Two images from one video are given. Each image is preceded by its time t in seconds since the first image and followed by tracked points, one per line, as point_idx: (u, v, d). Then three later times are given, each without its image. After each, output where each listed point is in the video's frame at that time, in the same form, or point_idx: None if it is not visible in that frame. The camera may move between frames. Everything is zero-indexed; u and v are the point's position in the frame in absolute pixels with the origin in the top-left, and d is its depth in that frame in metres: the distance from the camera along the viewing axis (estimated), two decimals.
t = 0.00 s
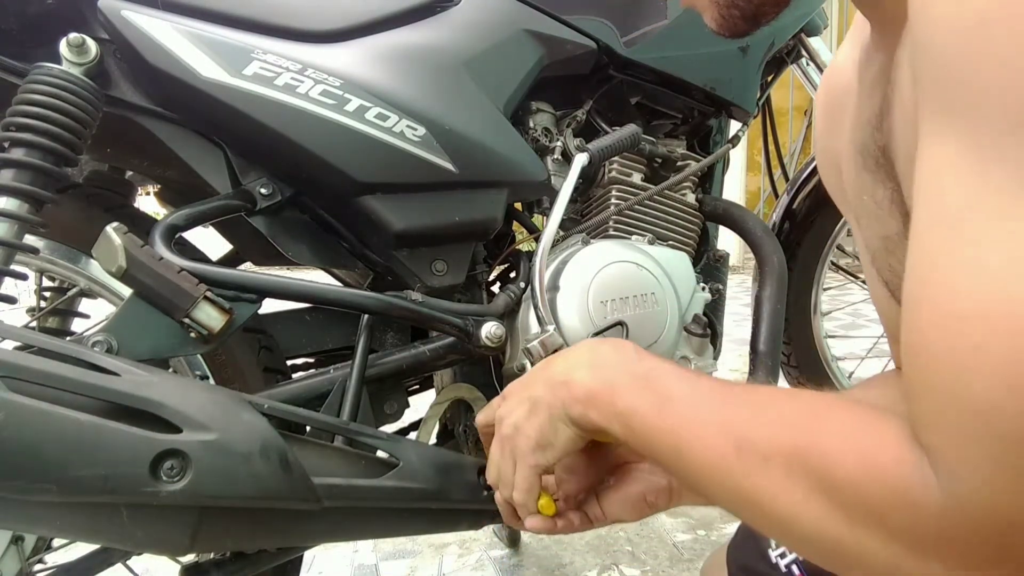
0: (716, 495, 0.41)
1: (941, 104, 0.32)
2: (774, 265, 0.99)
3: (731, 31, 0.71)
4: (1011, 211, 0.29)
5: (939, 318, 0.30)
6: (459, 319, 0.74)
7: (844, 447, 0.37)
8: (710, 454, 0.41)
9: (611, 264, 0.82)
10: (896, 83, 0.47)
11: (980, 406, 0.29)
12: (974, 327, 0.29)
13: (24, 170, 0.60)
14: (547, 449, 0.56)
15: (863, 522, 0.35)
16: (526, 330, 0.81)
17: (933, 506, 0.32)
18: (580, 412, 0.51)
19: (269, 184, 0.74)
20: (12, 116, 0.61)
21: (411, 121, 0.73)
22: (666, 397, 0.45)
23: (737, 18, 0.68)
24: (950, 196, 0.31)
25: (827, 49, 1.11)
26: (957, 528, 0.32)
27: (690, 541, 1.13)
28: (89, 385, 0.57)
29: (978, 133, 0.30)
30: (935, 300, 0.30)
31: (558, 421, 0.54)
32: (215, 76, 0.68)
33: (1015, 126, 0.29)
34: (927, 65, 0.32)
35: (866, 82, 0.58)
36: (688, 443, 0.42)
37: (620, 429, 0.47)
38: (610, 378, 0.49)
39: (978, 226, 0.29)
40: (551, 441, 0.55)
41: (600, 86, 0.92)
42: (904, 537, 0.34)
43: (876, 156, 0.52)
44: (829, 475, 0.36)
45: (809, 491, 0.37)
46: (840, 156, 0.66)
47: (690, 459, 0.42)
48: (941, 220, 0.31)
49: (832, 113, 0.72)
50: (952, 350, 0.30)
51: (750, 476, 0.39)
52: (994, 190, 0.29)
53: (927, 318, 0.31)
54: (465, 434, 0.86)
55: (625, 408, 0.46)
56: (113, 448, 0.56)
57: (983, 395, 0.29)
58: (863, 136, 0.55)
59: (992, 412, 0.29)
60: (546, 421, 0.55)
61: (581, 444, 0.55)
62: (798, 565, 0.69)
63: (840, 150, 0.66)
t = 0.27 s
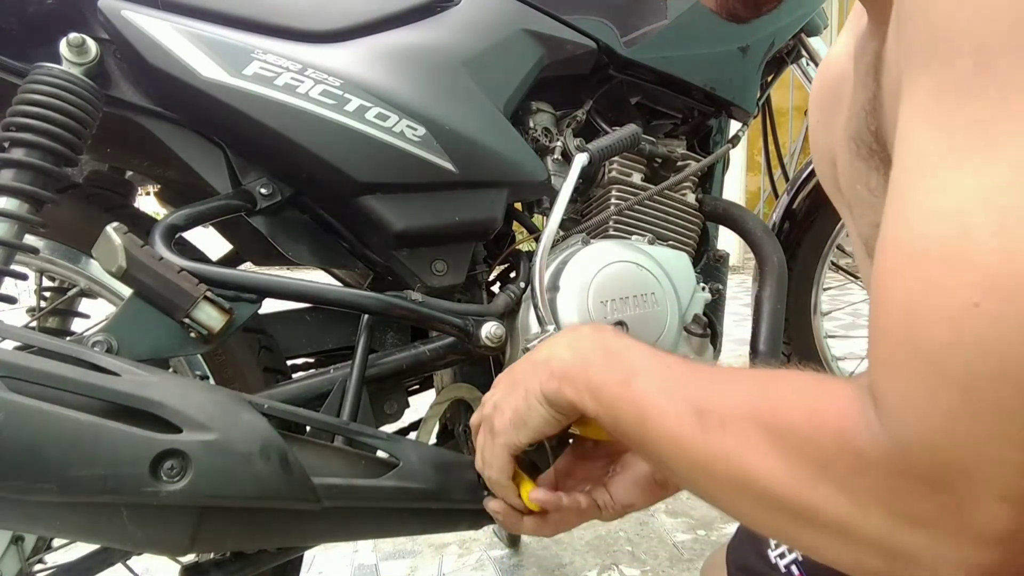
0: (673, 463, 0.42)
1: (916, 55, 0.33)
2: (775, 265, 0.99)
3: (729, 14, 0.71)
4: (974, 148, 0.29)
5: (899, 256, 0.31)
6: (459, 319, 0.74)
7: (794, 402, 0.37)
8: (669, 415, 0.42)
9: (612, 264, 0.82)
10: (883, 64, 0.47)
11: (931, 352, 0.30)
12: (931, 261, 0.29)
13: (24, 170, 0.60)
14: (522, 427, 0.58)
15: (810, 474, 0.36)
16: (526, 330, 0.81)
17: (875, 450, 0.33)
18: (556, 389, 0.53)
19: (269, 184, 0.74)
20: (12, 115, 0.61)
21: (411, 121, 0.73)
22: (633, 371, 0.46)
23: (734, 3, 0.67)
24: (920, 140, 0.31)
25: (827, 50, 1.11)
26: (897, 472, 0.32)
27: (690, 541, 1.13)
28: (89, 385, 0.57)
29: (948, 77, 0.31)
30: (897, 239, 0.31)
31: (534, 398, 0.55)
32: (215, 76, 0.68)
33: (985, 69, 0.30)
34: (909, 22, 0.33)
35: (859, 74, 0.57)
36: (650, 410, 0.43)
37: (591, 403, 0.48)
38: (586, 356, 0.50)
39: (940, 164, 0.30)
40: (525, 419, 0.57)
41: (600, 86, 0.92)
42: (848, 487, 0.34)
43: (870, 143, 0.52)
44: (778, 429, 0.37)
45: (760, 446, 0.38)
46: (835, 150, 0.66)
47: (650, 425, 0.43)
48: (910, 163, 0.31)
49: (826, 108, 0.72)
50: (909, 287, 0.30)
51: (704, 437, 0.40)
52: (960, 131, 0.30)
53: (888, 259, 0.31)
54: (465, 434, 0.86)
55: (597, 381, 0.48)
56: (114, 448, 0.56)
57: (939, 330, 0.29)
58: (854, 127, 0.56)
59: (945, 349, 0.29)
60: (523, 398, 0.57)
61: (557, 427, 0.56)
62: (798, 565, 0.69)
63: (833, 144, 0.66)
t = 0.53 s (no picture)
0: (660, 451, 0.44)
1: (909, 48, 0.34)
2: (775, 266, 0.99)
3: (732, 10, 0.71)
4: (956, 131, 0.31)
5: (884, 237, 0.32)
6: (459, 319, 0.74)
7: (774, 390, 0.40)
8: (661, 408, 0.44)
9: (612, 264, 0.82)
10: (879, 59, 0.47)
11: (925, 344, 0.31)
12: (913, 240, 0.31)
13: (24, 170, 0.60)
14: (517, 417, 0.59)
15: (788, 458, 0.38)
16: (526, 330, 0.81)
17: (850, 430, 0.35)
18: (553, 380, 0.54)
19: (269, 184, 0.74)
20: (12, 115, 0.61)
21: (411, 121, 0.73)
22: (627, 364, 0.48)
23: None
24: (908, 124, 0.33)
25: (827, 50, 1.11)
26: (869, 451, 0.34)
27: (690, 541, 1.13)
28: (89, 385, 0.57)
29: (935, 64, 0.32)
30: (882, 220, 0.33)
31: (532, 390, 0.57)
32: (214, 75, 0.68)
33: (971, 55, 0.31)
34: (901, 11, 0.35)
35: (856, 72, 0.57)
36: (641, 399, 0.45)
37: (587, 393, 0.50)
38: (586, 350, 0.52)
39: (923, 147, 0.32)
40: (521, 410, 0.58)
41: (600, 86, 0.92)
42: (822, 467, 0.37)
43: (862, 137, 0.52)
44: (759, 414, 0.40)
45: (741, 431, 0.40)
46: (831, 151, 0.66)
47: (642, 414, 0.45)
48: (897, 146, 0.33)
49: (823, 105, 0.72)
50: (892, 266, 0.32)
51: (694, 427, 0.42)
52: (944, 114, 0.31)
53: (873, 241, 0.33)
54: (465, 434, 0.86)
55: (592, 373, 0.50)
56: (113, 448, 0.56)
57: (921, 307, 0.31)
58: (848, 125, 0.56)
59: (924, 323, 0.31)
60: (521, 390, 0.58)
61: (552, 421, 0.57)
62: (798, 565, 0.69)
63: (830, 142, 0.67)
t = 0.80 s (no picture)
0: (670, 460, 0.44)
1: (915, 53, 0.34)
2: (775, 265, 0.99)
3: (738, 15, 0.71)
4: (968, 142, 0.31)
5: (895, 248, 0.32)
6: (459, 319, 0.74)
7: (788, 400, 0.40)
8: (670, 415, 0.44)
9: (612, 264, 0.82)
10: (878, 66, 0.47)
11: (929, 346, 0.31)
12: (925, 251, 0.31)
13: (24, 170, 0.60)
14: (526, 425, 0.59)
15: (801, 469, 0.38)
16: (526, 330, 0.81)
17: (866, 440, 0.35)
18: (563, 389, 0.54)
19: (269, 184, 0.74)
20: (12, 115, 0.61)
21: (411, 121, 0.73)
22: (636, 372, 0.48)
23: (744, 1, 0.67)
24: (919, 133, 0.33)
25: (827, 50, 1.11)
26: (885, 462, 0.34)
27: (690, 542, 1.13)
28: (89, 385, 0.57)
29: (943, 73, 0.32)
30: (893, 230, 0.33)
31: (541, 396, 0.57)
32: (214, 76, 0.68)
33: (980, 64, 0.31)
34: (907, 17, 0.35)
35: (854, 78, 0.57)
36: (651, 408, 0.45)
37: (597, 401, 0.50)
38: (595, 357, 0.52)
39: (935, 157, 0.32)
40: (529, 417, 0.58)
41: (600, 86, 0.92)
42: (837, 478, 0.37)
43: (861, 143, 0.52)
44: (773, 424, 0.40)
45: (755, 442, 0.40)
46: (829, 159, 0.66)
47: (651, 421, 0.45)
48: (907, 156, 0.33)
49: (821, 113, 0.72)
50: (905, 277, 0.32)
51: (704, 435, 0.42)
52: (954, 124, 0.31)
53: (884, 252, 0.33)
54: (466, 433, 0.86)
55: (602, 381, 0.50)
56: (114, 448, 0.56)
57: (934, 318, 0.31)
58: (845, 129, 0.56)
59: (938, 334, 0.31)
60: (530, 397, 0.58)
61: (560, 428, 0.57)
62: (798, 565, 0.69)
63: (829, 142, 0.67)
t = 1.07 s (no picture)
0: (673, 469, 0.44)
1: (917, 57, 0.34)
2: (775, 266, 0.99)
3: (736, 20, 0.71)
4: (970, 148, 0.31)
5: (900, 255, 0.32)
6: (459, 319, 0.74)
7: (791, 407, 0.40)
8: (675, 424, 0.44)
9: (611, 264, 0.82)
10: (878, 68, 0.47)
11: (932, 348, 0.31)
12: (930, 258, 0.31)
13: (24, 170, 0.60)
14: (527, 433, 0.59)
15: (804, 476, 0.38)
16: (526, 330, 0.81)
17: (867, 447, 0.35)
18: (566, 397, 0.54)
19: (269, 184, 0.74)
20: (12, 115, 0.61)
21: (411, 121, 0.73)
22: (639, 380, 0.48)
23: (744, 7, 0.68)
24: (923, 138, 0.32)
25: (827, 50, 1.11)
26: (890, 469, 0.34)
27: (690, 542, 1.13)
28: (89, 385, 0.57)
29: (947, 78, 0.32)
30: (896, 237, 0.32)
31: (542, 405, 0.57)
32: (214, 76, 0.68)
33: (984, 70, 0.31)
34: (908, 20, 0.35)
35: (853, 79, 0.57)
36: (654, 417, 0.45)
37: (599, 409, 0.50)
38: (597, 366, 0.52)
39: (938, 163, 0.31)
40: (531, 426, 0.58)
41: (600, 86, 0.92)
42: (842, 485, 0.37)
43: (862, 149, 0.52)
44: (776, 432, 0.40)
45: (757, 450, 0.40)
46: (828, 162, 0.66)
47: (653, 430, 0.45)
48: (909, 161, 0.33)
49: (819, 116, 0.72)
50: (909, 284, 0.32)
51: (708, 444, 0.42)
52: (958, 131, 0.31)
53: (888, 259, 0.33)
54: (465, 433, 0.86)
55: (605, 388, 0.50)
56: (114, 448, 0.56)
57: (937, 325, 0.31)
58: (846, 131, 0.57)
59: (943, 342, 0.30)
60: (531, 405, 0.59)
61: (562, 435, 0.58)
62: (798, 566, 0.69)
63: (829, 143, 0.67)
